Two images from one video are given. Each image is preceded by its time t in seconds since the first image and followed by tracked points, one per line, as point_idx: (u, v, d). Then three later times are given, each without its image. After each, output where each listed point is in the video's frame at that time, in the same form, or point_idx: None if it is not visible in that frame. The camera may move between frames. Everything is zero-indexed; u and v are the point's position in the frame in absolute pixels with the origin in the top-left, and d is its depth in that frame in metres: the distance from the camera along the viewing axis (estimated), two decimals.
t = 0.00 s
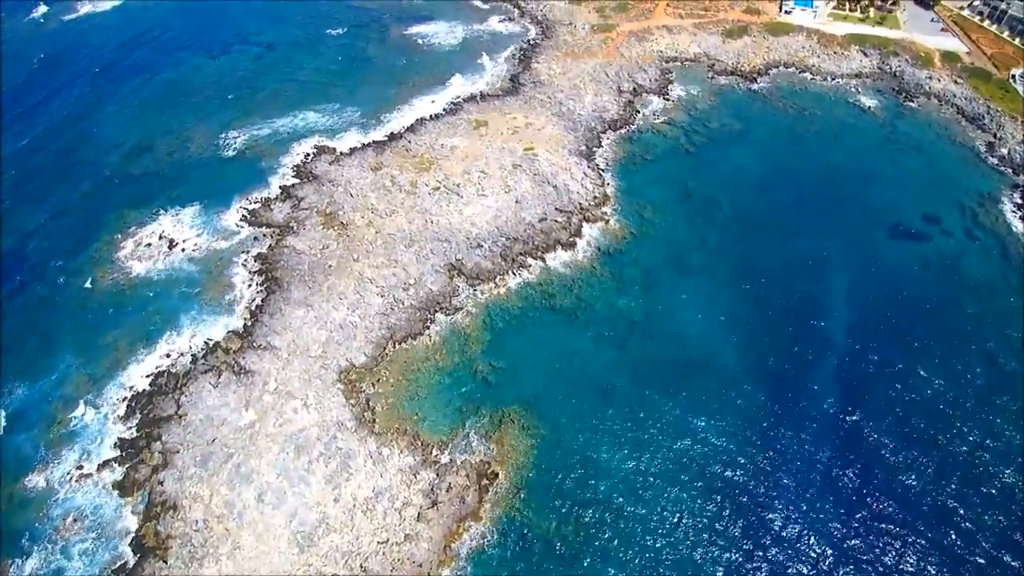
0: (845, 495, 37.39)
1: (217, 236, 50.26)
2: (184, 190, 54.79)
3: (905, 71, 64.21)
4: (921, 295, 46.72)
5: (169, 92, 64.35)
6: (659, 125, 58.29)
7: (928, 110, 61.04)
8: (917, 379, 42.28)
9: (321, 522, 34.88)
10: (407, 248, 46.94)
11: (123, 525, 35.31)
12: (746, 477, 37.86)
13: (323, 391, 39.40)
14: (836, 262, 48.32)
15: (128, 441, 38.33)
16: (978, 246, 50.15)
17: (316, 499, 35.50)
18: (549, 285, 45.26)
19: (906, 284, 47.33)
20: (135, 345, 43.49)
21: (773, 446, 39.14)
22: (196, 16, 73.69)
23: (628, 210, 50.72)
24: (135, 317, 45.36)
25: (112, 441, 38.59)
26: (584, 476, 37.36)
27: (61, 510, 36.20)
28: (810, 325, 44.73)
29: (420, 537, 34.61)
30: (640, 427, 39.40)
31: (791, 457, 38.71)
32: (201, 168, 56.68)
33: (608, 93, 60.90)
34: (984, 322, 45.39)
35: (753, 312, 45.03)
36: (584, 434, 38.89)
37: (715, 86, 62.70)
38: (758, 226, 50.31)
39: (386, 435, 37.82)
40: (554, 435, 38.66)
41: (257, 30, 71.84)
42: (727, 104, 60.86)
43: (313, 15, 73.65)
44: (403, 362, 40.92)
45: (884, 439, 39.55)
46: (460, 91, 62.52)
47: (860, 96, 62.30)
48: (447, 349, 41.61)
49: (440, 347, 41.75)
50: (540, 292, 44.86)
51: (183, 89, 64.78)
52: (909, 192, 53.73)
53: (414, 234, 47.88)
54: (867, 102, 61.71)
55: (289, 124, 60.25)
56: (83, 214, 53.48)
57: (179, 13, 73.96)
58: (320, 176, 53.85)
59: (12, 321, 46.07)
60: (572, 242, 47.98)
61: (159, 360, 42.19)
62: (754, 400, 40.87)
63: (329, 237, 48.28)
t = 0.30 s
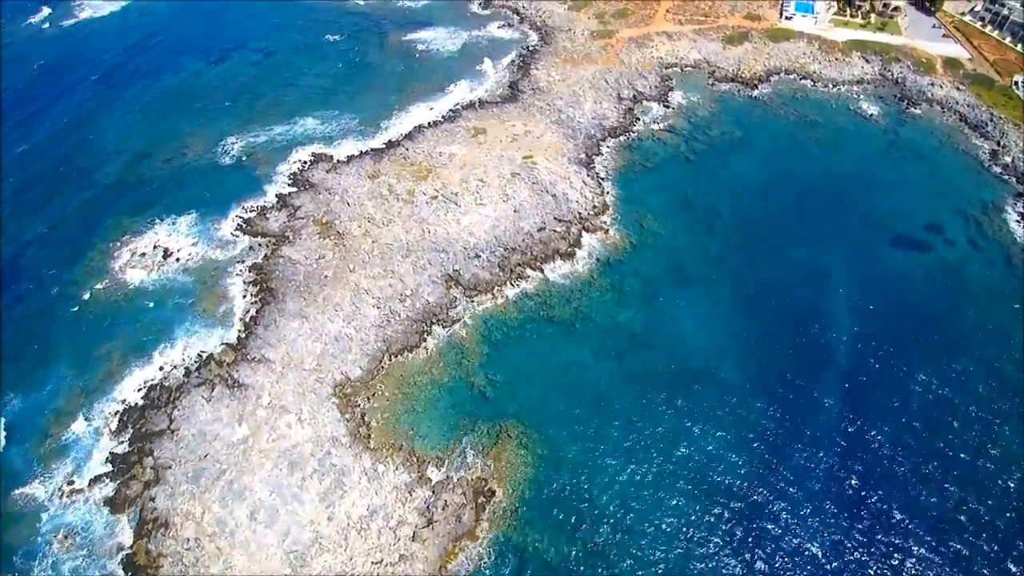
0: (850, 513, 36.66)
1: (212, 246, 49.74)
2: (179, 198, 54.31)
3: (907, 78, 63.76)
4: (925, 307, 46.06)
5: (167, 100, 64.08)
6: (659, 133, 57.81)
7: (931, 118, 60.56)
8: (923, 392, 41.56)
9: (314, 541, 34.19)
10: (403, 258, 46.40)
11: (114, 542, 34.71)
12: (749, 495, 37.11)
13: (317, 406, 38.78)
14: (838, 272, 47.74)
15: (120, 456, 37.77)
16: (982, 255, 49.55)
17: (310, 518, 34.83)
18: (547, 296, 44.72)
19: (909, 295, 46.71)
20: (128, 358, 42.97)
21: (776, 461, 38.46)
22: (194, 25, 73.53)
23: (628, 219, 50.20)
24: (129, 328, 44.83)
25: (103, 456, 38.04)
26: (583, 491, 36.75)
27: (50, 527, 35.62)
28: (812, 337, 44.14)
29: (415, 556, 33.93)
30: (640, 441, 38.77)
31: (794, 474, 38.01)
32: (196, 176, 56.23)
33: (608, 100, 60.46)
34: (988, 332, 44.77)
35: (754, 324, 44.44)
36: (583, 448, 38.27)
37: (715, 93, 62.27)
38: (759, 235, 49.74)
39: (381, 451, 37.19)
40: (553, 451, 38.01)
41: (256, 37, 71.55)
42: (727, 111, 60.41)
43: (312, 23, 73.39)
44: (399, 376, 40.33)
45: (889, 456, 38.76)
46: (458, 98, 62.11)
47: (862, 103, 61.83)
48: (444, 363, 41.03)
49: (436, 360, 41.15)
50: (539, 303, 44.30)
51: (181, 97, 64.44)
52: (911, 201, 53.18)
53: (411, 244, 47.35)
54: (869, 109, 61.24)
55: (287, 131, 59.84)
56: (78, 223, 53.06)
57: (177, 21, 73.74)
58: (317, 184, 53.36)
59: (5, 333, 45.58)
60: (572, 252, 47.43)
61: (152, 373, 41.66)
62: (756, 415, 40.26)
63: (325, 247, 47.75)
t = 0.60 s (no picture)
0: (855, 544, 35.75)
1: (207, 264, 49.16)
2: (175, 216, 53.84)
3: (907, 94, 63.53)
4: (929, 328, 45.34)
5: (166, 118, 63.86)
6: (658, 150, 57.45)
7: (931, 135, 60.22)
8: (927, 417, 40.82)
9: (305, 571, 33.23)
10: (400, 277, 45.78)
11: (100, 571, 33.87)
12: (750, 521, 36.30)
13: (310, 430, 37.98)
14: (841, 292, 47.10)
15: (109, 481, 37.01)
16: (986, 275, 48.93)
17: (301, 547, 33.87)
18: (546, 316, 44.08)
19: (913, 316, 46.01)
20: (120, 379, 42.27)
21: (780, 489, 37.54)
22: (194, 42, 73.60)
23: (628, 237, 49.69)
24: (121, 348, 44.16)
25: (92, 481, 37.28)
26: (581, 517, 35.93)
27: (36, 554, 34.80)
28: (815, 359, 43.40)
29: None
30: (640, 466, 37.96)
31: (799, 503, 37.08)
32: (192, 194, 55.81)
33: (607, 117, 60.19)
34: (993, 354, 44.10)
35: (756, 346, 43.75)
36: (582, 473, 37.46)
37: (715, 110, 62.01)
38: (761, 254, 49.15)
39: (374, 478, 36.34)
40: (551, 477, 37.16)
41: (256, 54, 71.65)
42: (727, 128, 60.09)
43: (311, 40, 73.41)
44: (394, 399, 39.58)
45: (893, 481, 38.04)
46: (458, 114, 61.86)
47: (863, 120, 61.52)
48: (440, 385, 40.30)
49: (432, 382, 40.43)
50: (537, 323, 43.65)
51: (179, 114, 64.22)
52: (913, 219, 52.62)
53: (408, 263, 46.77)
54: (869, 126, 60.93)
55: (285, 147, 59.52)
56: (72, 241, 52.55)
57: (177, 38, 73.94)
58: (314, 202, 52.89)
59: None
60: (570, 272, 46.83)
61: (143, 395, 40.99)
62: (758, 439, 39.46)
63: (321, 265, 47.17)
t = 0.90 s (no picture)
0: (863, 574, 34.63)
1: (201, 283, 48.49)
2: (170, 233, 53.31)
3: (907, 110, 63.16)
4: (935, 349, 44.46)
5: (162, 134, 63.57)
6: (658, 167, 56.97)
7: (932, 151, 59.74)
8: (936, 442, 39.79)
9: None
10: (396, 297, 45.10)
11: None
12: (755, 549, 35.17)
13: (302, 456, 37.10)
14: (844, 312, 46.31)
15: (96, 507, 36.17)
16: (991, 294, 48.13)
17: None
18: (544, 337, 43.32)
19: (918, 336, 45.19)
20: (110, 400, 41.50)
21: (786, 516, 36.44)
22: (194, 62, 73.74)
23: (627, 256, 49.06)
24: (113, 368, 43.43)
25: (79, 506, 36.46)
26: (581, 546, 34.85)
27: None
28: (819, 381, 42.51)
29: None
30: (641, 493, 36.95)
31: (805, 530, 35.98)
32: (188, 210, 55.30)
33: (606, 134, 59.78)
34: (1000, 375, 43.20)
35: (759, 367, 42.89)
36: (581, 499, 36.46)
37: (715, 126, 61.62)
38: (762, 273, 48.47)
39: (368, 505, 35.40)
40: (550, 504, 36.15)
41: (257, 69, 71.85)
42: (728, 145, 59.66)
43: (310, 57, 73.32)
44: (389, 423, 38.72)
45: (901, 506, 37.02)
46: (456, 130, 61.49)
47: (864, 137, 61.07)
48: (436, 409, 39.44)
49: (428, 405, 39.59)
50: (535, 344, 42.89)
51: (176, 131, 63.91)
52: (916, 236, 51.91)
53: (405, 282, 46.11)
54: (870, 142, 60.48)
55: (283, 163, 59.10)
56: (65, 258, 51.93)
57: (177, 55, 74.75)
58: (310, 219, 52.31)
59: None
60: (569, 291, 46.12)
61: (133, 418, 40.22)
62: (762, 464, 38.46)
63: (317, 284, 46.49)
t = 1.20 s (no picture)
0: None
1: (195, 298, 47.82)
2: (165, 247, 52.71)
3: (909, 123, 62.69)
4: (941, 368, 43.62)
5: (159, 146, 63.13)
6: (659, 181, 56.41)
7: (935, 164, 59.17)
8: (946, 465, 38.75)
9: None
10: (393, 313, 44.40)
11: None
12: None
13: (295, 479, 36.26)
14: (849, 330, 45.55)
15: (84, 530, 35.40)
16: (997, 310, 47.33)
17: None
18: (544, 355, 42.56)
19: (924, 354, 44.37)
20: (101, 419, 40.76)
21: (792, 544, 35.40)
22: (193, 73, 73.49)
23: (628, 271, 48.40)
24: (105, 385, 42.70)
25: (67, 529, 35.68)
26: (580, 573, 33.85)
27: None
28: (823, 401, 41.67)
29: None
30: (642, 517, 35.99)
31: (811, 557, 34.97)
32: (184, 224, 54.73)
33: (606, 147, 59.27)
34: (1008, 395, 42.30)
35: (761, 386, 42.09)
36: (580, 524, 35.50)
37: (716, 140, 61.09)
38: (765, 289, 47.77)
39: (362, 530, 34.52)
40: (549, 530, 35.18)
41: (256, 81, 71.56)
42: (729, 158, 59.12)
43: (309, 69, 72.97)
44: (384, 444, 37.90)
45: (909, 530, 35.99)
46: (456, 143, 60.98)
47: (866, 150, 60.53)
48: (433, 429, 38.62)
49: (424, 426, 38.77)
50: (534, 362, 42.12)
51: (173, 143, 63.41)
52: (920, 252, 51.21)
53: (402, 298, 45.43)
54: (873, 156, 59.91)
55: (280, 177, 58.57)
56: (59, 271, 51.32)
57: (177, 66, 74.64)
58: (307, 233, 51.69)
59: None
60: (569, 308, 45.41)
61: (125, 437, 39.49)
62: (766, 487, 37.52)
63: (312, 300, 45.80)
